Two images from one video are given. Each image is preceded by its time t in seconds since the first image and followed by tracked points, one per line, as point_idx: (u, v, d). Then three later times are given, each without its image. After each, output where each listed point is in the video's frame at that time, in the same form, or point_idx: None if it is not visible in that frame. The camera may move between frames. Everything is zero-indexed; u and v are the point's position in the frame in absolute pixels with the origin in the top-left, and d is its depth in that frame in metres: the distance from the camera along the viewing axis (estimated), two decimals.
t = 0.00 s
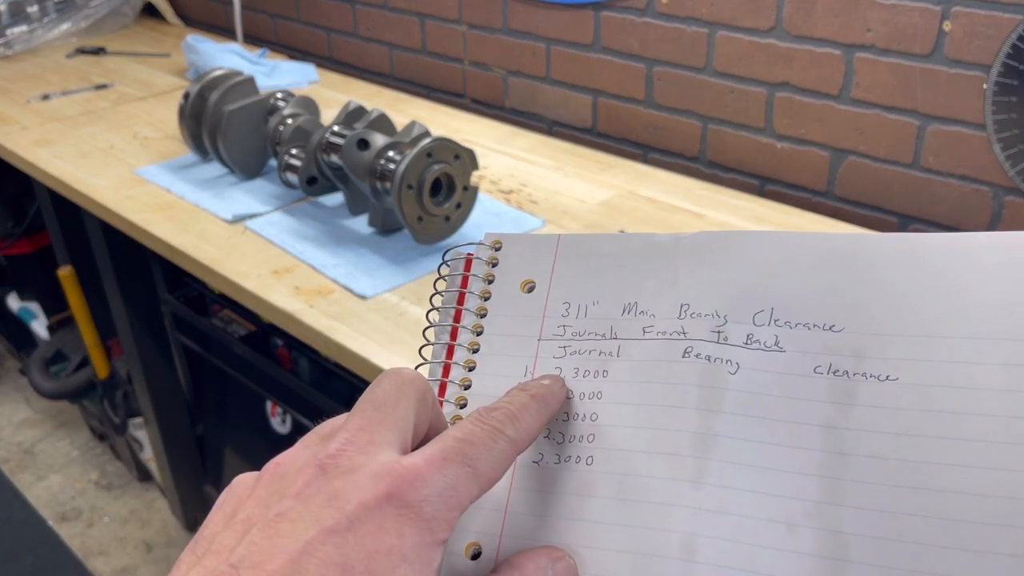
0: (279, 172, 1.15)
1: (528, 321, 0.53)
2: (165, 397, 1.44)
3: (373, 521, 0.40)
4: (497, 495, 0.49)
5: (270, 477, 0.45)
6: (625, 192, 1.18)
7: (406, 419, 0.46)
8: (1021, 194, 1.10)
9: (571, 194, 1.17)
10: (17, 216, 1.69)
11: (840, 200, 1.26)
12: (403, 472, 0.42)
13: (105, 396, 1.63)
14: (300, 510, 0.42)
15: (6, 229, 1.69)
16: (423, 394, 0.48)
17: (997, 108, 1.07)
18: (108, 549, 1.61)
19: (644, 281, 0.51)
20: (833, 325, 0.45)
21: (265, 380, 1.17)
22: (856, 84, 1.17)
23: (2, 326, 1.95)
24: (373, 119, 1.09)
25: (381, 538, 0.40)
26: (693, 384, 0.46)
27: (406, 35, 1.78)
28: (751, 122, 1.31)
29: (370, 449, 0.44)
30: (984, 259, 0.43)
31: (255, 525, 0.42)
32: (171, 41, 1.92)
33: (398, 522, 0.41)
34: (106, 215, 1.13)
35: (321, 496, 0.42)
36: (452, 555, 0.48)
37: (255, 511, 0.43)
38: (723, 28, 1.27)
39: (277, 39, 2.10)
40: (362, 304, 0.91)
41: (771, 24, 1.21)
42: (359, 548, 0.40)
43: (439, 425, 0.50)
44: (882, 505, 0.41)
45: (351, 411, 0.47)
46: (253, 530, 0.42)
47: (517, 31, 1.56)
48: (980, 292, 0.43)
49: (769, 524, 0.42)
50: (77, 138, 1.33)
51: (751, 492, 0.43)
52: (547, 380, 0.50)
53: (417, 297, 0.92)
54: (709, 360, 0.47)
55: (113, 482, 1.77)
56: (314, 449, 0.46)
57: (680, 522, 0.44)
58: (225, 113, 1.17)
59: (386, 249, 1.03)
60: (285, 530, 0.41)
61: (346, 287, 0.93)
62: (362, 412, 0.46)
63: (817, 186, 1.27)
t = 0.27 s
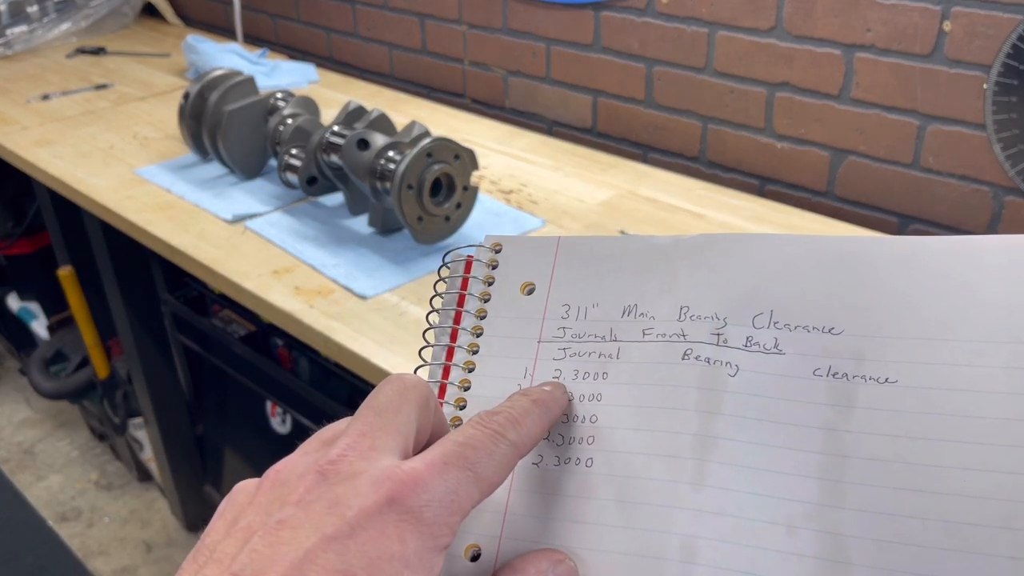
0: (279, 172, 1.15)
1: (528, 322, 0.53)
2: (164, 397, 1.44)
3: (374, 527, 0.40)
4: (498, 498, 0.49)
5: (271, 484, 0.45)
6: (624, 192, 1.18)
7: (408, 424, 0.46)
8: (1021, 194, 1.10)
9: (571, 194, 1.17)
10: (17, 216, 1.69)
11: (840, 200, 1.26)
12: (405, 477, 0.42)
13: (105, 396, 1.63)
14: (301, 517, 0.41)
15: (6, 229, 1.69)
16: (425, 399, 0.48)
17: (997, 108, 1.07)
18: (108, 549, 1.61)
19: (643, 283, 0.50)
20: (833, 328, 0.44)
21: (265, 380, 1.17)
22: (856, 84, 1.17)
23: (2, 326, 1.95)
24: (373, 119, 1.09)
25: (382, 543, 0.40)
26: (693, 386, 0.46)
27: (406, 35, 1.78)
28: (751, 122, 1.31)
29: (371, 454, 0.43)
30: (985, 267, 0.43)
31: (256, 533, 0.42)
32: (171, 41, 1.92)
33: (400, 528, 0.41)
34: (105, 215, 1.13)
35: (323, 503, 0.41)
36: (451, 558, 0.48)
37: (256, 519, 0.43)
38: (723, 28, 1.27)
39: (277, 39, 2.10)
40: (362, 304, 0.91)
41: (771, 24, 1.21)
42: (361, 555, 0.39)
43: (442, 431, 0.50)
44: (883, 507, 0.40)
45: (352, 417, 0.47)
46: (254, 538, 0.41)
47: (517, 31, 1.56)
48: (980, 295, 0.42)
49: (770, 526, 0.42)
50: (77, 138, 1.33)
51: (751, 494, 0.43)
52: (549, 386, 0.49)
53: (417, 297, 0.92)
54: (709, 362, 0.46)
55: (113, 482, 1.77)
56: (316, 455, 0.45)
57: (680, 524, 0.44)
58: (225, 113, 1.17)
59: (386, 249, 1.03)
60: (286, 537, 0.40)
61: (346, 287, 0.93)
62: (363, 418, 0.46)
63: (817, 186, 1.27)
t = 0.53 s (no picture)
0: (279, 172, 1.15)
1: (530, 324, 0.52)
2: (165, 397, 1.44)
3: (377, 527, 0.40)
4: (501, 497, 0.49)
5: (275, 484, 0.44)
6: (624, 192, 1.18)
7: (411, 423, 0.46)
8: (1021, 194, 1.10)
9: (571, 194, 1.17)
10: (17, 216, 1.68)
11: (841, 200, 1.26)
12: (407, 477, 0.41)
13: (105, 396, 1.63)
14: (305, 517, 0.41)
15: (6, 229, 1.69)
16: (429, 400, 0.48)
17: (998, 107, 1.07)
18: (108, 549, 1.61)
19: (645, 282, 0.49)
20: (835, 330, 0.43)
21: (265, 380, 1.17)
22: (856, 84, 1.17)
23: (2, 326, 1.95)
24: (373, 119, 1.09)
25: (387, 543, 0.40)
26: (695, 388, 0.45)
27: (406, 35, 1.78)
28: (751, 122, 1.31)
29: (375, 454, 0.43)
30: (993, 267, 0.41)
31: (260, 534, 0.41)
32: (171, 41, 1.92)
33: (403, 528, 0.40)
34: (105, 215, 1.13)
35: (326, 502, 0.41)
36: (454, 557, 0.48)
37: (259, 519, 0.43)
38: (723, 27, 1.27)
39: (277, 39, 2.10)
40: (362, 304, 0.91)
41: (771, 24, 1.21)
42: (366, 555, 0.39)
43: (445, 433, 0.50)
44: (885, 509, 0.40)
45: (356, 417, 0.46)
46: (258, 538, 0.41)
47: (517, 31, 1.56)
48: (987, 293, 0.40)
49: (772, 528, 0.42)
50: (77, 137, 1.33)
51: (752, 497, 0.42)
52: (551, 387, 0.48)
53: (417, 297, 0.92)
54: (711, 364, 0.45)
55: (113, 483, 1.77)
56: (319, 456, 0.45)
57: (683, 526, 0.44)
58: (225, 114, 1.17)
59: (387, 249, 1.03)
60: (290, 537, 0.40)
61: (345, 287, 0.93)
62: (367, 418, 0.45)
63: (817, 186, 1.27)
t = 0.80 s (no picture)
0: (279, 172, 1.15)
1: (529, 322, 0.52)
2: (164, 397, 1.44)
3: (377, 518, 0.40)
4: (500, 495, 0.48)
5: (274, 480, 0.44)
6: (624, 192, 1.18)
7: (410, 419, 0.46)
8: (1021, 194, 1.10)
9: (571, 194, 1.17)
10: (17, 215, 1.68)
11: (841, 200, 1.26)
12: (407, 469, 0.42)
13: (105, 396, 1.63)
14: (305, 509, 0.41)
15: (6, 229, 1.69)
16: (427, 396, 0.48)
17: (998, 107, 1.07)
18: (108, 549, 1.61)
19: (644, 281, 0.49)
20: (833, 328, 0.43)
21: (265, 380, 1.17)
22: (856, 84, 1.17)
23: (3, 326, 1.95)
24: (373, 119, 1.09)
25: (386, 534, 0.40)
26: (693, 385, 0.45)
27: (406, 35, 1.78)
28: (751, 122, 1.31)
29: (374, 448, 0.43)
30: (993, 268, 0.41)
31: (259, 527, 0.41)
32: (171, 41, 1.92)
33: (402, 519, 0.40)
34: (105, 215, 1.13)
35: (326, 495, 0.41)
36: (453, 555, 0.48)
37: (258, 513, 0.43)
38: (723, 27, 1.27)
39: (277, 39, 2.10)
40: (362, 304, 0.91)
41: (771, 24, 1.22)
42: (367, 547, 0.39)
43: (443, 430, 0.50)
44: (883, 506, 0.40)
45: (355, 413, 0.46)
46: (257, 531, 0.41)
47: (517, 31, 1.56)
48: (984, 292, 0.41)
49: (771, 525, 0.41)
50: (77, 137, 1.33)
51: (751, 493, 0.42)
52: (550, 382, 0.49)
53: (417, 297, 0.92)
54: (710, 361, 0.45)
55: (113, 483, 1.77)
56: (318, 451, 0.45)
57: (682, 523, 0.43)
58: (225, 114, 1.17)
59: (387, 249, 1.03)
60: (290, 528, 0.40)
61: (345, 287, 0.93)
62: (366, 412, 0.46)
63: (817, 186, 1.27)
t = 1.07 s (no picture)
0: (279, 172, 1.15)
1: (524, 322, 0.52)
2: (164, 397, 1.44)
3: (366, 524, 0.40)
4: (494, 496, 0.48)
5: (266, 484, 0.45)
6: (624, 192, 1.18)
7: (403, 422, 0.45)
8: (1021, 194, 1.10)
9: (571, 194, 1.17)
10: (17, 216, 1.68)
11: (841, 200, 1.26)
12: (397, 473, 0.41)
13: (106, 396, 1.63)
14: (294, 514, 0.41)
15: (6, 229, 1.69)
16: (420, 399, 0.47)
17: (997, 107, 1.07)
18: (108, 549, 1.61)
19: (638, 282, 0.49)
20: (826, 327, 0.43)
21: (265, 380, 1.17)
22: (856, 84, 1.17)
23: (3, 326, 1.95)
24: (373, 119, 1.09)
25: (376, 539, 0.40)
26: (687, 385, 0.45)
27: (406, 35, 1.78)
28: (751, 122, 1.31)
29: (365, 451, 0.43)
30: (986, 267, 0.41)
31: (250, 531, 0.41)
32: (171, 41, 1.92)
33: (392, 524, 0.40)
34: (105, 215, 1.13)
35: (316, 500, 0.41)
36: (447, 555, 0.48)
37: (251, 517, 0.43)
38: (723, 27, 1.27)
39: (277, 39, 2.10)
40: (362, 304, 0.91)
41: (771, 24, 1.22)
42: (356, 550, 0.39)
43: (438, 432, 0.49)
44: (875, 504, 0.40)
45: (348, 415, 0.46)
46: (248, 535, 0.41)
47: (517, 31, 1.56)
48: (979, 291, 0.40)
49: (764, 523, 0.41)
50: (77, 137, 1.33)
51: (743, 493, 0.42)
52: (546, 397, 0.48)
53: (417, 297, 0.92)
54: (702, 361, 0.45)
55: (113, 483, 1.77)
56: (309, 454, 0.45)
57: (674, 522, 0.43)
58: (225, 113, 1.17)
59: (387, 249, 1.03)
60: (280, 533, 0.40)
61: (345, 287, 0.93)
62: (359, 416, 0.45)
63: (817, 186, 1.27)
